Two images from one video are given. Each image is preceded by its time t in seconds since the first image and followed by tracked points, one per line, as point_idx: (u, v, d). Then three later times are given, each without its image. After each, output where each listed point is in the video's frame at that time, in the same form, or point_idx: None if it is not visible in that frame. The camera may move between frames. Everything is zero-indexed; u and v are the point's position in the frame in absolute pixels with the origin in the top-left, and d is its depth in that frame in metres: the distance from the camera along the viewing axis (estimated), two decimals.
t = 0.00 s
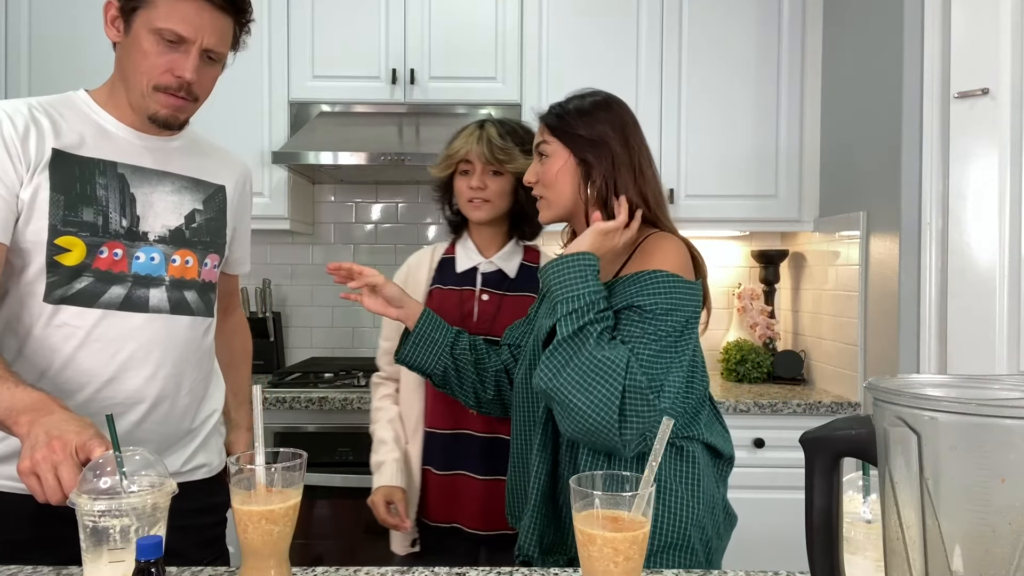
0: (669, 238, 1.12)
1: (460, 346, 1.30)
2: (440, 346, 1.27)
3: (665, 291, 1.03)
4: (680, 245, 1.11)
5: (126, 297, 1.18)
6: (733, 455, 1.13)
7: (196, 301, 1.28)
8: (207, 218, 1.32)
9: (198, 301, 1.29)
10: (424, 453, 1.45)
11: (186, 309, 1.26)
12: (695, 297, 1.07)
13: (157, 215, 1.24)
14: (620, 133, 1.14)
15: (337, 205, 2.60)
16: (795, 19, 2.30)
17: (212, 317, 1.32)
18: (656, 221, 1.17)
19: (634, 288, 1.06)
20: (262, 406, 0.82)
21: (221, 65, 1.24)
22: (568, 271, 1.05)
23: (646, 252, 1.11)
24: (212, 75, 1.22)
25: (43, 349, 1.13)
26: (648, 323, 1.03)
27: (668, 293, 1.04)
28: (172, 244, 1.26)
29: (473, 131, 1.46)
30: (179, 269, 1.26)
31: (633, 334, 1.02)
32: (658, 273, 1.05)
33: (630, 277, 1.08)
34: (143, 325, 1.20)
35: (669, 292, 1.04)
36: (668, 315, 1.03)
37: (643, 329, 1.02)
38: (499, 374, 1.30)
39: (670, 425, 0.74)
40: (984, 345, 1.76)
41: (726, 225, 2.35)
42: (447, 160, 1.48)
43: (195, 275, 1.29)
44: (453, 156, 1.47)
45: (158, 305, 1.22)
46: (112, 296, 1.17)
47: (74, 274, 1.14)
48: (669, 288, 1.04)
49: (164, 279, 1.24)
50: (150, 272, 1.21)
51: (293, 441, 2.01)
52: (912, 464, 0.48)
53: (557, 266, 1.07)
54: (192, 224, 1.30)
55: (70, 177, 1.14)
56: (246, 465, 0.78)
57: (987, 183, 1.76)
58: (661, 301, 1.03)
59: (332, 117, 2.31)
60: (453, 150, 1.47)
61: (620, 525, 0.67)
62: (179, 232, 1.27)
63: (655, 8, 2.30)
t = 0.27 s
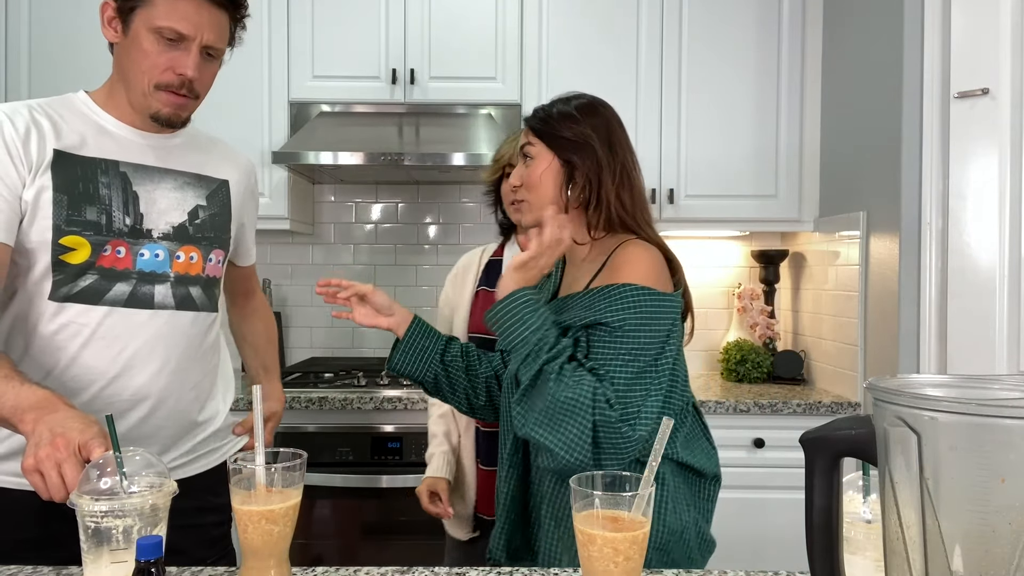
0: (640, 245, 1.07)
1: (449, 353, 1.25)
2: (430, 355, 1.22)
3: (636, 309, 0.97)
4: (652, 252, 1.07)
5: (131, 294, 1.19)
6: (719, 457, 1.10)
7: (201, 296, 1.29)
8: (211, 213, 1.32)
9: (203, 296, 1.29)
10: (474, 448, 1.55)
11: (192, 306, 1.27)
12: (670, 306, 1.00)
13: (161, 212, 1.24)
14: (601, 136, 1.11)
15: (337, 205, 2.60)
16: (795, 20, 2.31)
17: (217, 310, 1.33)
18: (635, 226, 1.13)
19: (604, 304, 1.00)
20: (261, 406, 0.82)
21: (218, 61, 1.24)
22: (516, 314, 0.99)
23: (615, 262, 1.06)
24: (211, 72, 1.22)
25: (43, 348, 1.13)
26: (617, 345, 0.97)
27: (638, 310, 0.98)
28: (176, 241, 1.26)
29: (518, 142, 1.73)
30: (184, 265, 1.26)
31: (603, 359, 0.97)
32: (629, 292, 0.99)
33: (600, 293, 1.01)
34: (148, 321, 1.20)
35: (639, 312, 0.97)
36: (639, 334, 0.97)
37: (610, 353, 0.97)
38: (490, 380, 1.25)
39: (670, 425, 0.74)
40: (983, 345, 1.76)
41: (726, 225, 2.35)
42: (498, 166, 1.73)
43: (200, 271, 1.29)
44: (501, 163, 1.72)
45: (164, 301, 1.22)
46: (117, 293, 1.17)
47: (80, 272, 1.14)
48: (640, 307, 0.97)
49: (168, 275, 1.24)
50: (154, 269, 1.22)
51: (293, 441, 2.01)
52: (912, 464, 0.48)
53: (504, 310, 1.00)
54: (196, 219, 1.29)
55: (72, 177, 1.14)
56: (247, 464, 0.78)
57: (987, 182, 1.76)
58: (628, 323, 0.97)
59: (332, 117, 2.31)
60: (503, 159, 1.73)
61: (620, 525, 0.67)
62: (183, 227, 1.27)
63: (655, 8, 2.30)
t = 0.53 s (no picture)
0: (597, 242, 0.96)
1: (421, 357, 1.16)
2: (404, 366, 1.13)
3: (576, 312, 0.88)
4: (607, 255, 0.95)
5: (130, 292, 1.18)
6: (700, 464, 1.03)
7: (202, 295, 1.27)
8: (215, 211, 1.31)
9: (204, 294, 1.28)
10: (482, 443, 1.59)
11: (193, 304, 1.26)
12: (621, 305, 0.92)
13: (164, 210, 1.24)
14: (588, 130, 1.03)
15: (337, 205, 2.60)
16: (795, 20, 2.30)
17: (221, 309, 1.31)
18: (602, 227, 1.01)
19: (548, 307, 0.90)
20: (262, 405, 0.82)
21: (220, 57, 1.24)
22: (416, 349, 0.81)
23: (565, 260, 0.96)
24: (212, 67, 1.22)
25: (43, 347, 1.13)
26: (556, 349, 0.87)
27: (579, 313, 0.88)
28: (178, 238, 1.25)
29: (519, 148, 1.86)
30: (185, 262, 1.25)
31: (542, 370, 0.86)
32: (571, 288, 0.89)
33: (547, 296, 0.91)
34: (150, 320, 1.20)
35: (581, 312, 0.88)
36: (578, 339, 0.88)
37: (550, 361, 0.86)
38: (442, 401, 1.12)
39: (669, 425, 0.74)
40: (983, 346, 1.76)
41: (726, 225, 2.35)
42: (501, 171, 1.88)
43: (201, 269, 1.27)
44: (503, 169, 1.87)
45: (164, 300, 1.22)
46: (115, 291, 1.17)
47: (79, 269, 1.15)
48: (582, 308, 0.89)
49: (168, 272, 1.23)
50: (154, 266, 1.21)
51: (293, 441, 2.01)
52: (912, 464, 0.48)
53: (397, 354, 0.82)
54: (199, 217, 1.28)
55: (73, 175, 1.15)
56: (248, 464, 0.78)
57: (987, 182, 1.75)
58: (567, 325, 0.87)
59: (332, 117, 2.31)
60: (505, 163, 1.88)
61: (620, 525, 0.67)
62: (185, 225, 1.26)
63: (655, 8, 2.30)
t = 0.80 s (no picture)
0: (586, 244, 0.95)
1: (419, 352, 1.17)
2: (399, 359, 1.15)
3: (557, 318, 0.87)
4: (596, 258, 0.94)
5: (136, 298, 1.19)
6: (694, 471, 1.01)
7: (209, 300, 1.26)
8: (222, 215, 1.29)
9: (212, 299, 1.27)
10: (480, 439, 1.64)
11: (199, 309, 1.25)
12: (605, 311, 0.90)
13: (167, 215, 1.24)
14: (586, 122, 1.02)
15: (337, 205, 2.60)
16: (794, 20, 2.30)
17: (230, 314, 1.30)
18: (595, 226, 0.99)
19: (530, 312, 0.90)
20: (262, 404, 0.82)
21: (231, 59, 1.24)
22: (386, 359, 0.84)
23: (554, 262, 0.95)
24: (222, 68, 1.22)
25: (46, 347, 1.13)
26: (535, 356, 0.86)
27: (564, 318, 0.88)
28: (183, 244, 1.25)
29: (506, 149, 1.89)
30: (191, 269, 1.25)
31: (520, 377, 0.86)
32: (555, 293, 0.89)
33: (530, 302, 0.91)
34: (153, 323, 1.20)
35: (563, 318, 0.88)
36: (559, 345, 0.87)
37: (529, 367, 0.86)
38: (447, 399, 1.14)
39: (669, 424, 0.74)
40: (983, 345, 1.76)
41: (726, 225, 2.35)
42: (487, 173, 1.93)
43: (207, 274, 1.27)
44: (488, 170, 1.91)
45: (169, 306, 1.22)
46: (122, 297, 1.18)
47: (85, 275, 1.16)
48: (564, 314, 0.88)
49: (174, 279, 1.23)
50: (160, 274, 1.22)
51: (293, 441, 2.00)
52: (912, 464, 0.48)
53: (368, 365, 0.85)
54: (205, 222, 1.27)
55: (78, 181, 1.16)
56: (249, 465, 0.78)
57: (987, 182, 1.75)
58: (548, 331, 0.87)
59: (332, 117, 2.31)
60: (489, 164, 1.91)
61: (620, 525, 0.67)
62: (191, 230, 1.26)
63: (655, 8, 2.30)
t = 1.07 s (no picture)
0: (607, 245, 0.94)
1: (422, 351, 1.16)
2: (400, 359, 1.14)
3: (569, 324, 0.87)
4: (617, 258, 0.94)
5: (134, 303, 1.21)
6: (705, 482, 1.00)
7: (205, 301, 1.28)
8: (210, 218, 1.30)
9: (208, 301, 1.28)
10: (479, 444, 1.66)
11: (194, 311, 1.27)
12: (620, 315, 0.90)
13: (155, 219, 1.24)
14: (594, 115, 0.99)
15: (337, 205, 2.60)
16: (794, 21, 2.30)
17: (227, 314, 1.32)
18: (617, 223, 0.99)
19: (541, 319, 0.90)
20: (260, 406, 0.82)
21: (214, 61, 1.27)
22: (388, 372, 0.83)
23: (570, 264, 0.95)
24: (207, 69, 1.25)
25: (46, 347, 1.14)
26: (547, 363, 0.86)
27: (578, 323, 0.88)
28: (174, 248, 1.26)
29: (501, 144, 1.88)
30: (184, 272, 1.26)
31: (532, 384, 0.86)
32: (572, 293, 0.89)
33: (543, 308, 0.91)
34: (149, 326, 1.22)
35: (575, 324, 0.88)
36: (572, 352, 0.87)
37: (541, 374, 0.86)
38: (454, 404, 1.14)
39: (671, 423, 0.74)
40: (984, 345, 1.76)
41: (725, 225, 2.35)
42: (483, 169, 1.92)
43: (201, 277, 1.28)
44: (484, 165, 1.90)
45: (166, 309, 1.23)
46: (119, 303, 1.20)
47: (82, 284, 1.18)
48: (578, 320, 0.88)
49: (169, 282, 1.24)
50: (154, 277, 1.23)
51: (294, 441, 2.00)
52: (912, 464, 0.48)
53: (369, 377, 0.84)
54: (194, 225, 1.28)
55: (68, 191, 1.17)
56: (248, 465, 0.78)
57: (987, 182, 1.75)
58: (560, 338, 0.87)
59: (332, 117, 2.31)
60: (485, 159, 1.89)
61: (620, 525, 0.67)
62: (181, 234, 1.27)
63: (655, 8, 2.30)
